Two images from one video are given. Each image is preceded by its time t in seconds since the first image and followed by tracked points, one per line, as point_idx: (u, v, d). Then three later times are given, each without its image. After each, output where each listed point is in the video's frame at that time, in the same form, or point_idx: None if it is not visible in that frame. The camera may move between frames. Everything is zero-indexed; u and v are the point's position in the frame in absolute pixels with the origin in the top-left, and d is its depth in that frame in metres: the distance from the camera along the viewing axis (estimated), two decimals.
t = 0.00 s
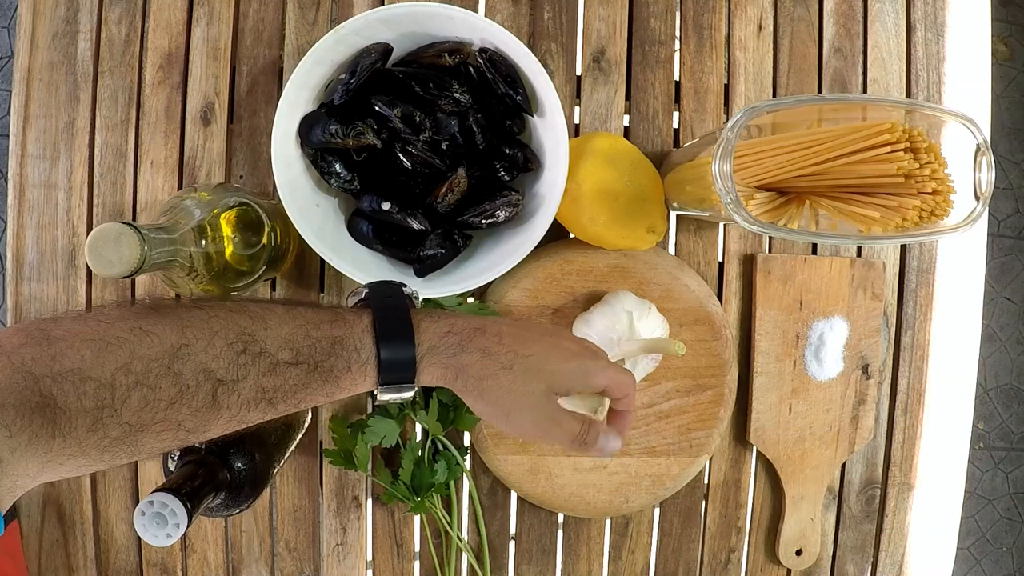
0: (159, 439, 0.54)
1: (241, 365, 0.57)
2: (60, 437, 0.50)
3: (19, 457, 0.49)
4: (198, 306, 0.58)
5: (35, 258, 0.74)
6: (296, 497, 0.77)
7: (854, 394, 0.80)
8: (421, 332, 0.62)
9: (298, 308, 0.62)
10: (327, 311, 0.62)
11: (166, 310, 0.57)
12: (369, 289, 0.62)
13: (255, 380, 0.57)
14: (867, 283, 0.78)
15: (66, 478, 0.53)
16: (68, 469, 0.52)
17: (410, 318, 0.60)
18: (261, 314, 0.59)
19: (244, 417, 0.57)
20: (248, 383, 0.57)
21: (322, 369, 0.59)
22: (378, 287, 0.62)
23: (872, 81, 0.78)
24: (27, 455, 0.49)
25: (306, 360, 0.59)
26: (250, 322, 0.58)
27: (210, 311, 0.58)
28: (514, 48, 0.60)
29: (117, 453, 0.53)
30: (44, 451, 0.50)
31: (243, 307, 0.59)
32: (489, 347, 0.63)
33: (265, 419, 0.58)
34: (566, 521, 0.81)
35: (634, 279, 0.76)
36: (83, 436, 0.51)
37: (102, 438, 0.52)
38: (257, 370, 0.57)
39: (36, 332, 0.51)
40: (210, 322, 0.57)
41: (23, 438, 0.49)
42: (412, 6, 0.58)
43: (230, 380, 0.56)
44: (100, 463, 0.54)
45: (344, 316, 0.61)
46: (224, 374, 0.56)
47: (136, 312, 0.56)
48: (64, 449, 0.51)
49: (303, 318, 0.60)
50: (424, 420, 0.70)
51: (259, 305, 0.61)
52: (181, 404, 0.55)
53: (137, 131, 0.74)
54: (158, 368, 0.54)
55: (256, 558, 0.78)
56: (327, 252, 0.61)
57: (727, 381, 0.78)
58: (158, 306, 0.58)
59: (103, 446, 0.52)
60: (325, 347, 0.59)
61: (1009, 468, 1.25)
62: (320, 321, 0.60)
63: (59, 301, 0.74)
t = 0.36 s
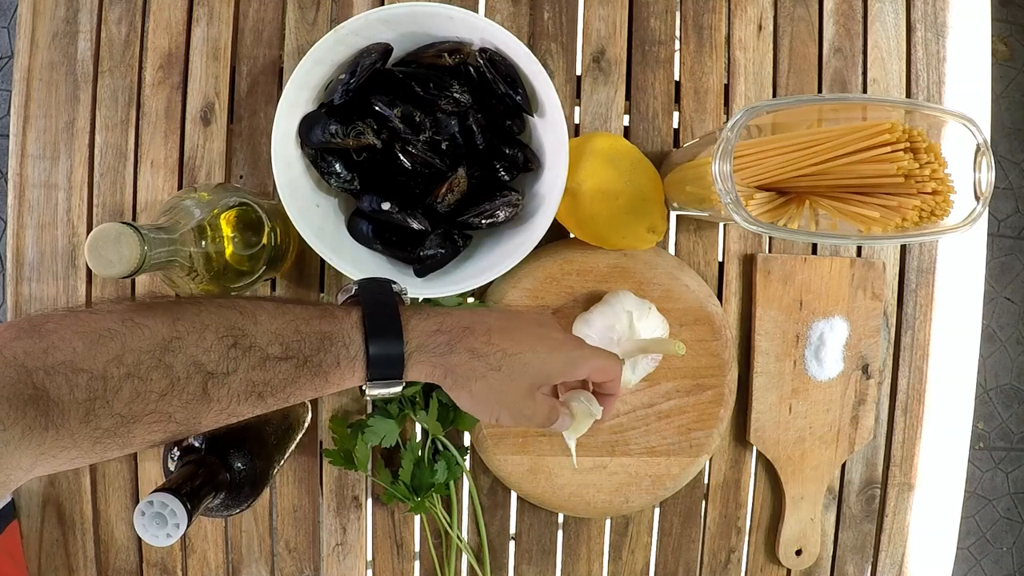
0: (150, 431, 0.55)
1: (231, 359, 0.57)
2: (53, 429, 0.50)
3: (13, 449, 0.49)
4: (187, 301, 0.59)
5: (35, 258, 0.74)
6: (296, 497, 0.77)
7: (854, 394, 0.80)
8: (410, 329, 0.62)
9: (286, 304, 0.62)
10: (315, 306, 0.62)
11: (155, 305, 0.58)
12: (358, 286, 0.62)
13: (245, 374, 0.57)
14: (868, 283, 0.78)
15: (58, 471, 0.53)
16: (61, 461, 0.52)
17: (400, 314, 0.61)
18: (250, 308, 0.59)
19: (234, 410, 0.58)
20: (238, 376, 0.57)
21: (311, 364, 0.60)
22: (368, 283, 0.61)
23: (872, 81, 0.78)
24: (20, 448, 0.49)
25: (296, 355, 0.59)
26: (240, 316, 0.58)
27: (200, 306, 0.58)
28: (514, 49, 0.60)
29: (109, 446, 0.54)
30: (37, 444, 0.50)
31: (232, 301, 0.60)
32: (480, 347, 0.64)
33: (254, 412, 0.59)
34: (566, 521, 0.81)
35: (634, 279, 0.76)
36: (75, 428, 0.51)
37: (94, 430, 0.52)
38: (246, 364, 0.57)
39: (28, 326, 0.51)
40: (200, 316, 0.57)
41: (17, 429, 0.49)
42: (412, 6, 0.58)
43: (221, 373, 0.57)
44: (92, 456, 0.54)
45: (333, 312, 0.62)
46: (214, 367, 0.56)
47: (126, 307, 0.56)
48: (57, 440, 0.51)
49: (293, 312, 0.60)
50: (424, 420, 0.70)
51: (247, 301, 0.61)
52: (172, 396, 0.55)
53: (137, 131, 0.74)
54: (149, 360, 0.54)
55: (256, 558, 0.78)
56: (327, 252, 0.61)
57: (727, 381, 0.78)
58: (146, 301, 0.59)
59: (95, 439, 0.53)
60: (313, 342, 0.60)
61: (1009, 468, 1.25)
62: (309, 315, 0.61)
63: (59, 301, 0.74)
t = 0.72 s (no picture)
0: (143, 429, 0.55)
1: (224, 360, 0.57)
2: (48, 424, 0.50)
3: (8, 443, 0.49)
4: (179, 304, 0.59)
5: (35, 258, 0.74)
6: (296, 497, 0.77)
7: (854, 394, 0.80)
8: (399, 337, 0.63)
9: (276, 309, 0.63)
10: (305, 312, 0.63)
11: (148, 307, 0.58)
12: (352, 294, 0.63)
13: (237, 375, 0.58)
14: (868, 283, 0.78)
15: (49, 469, 0.53)
16: (54, 458, 0.52)
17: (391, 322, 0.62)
18: (243, 311, 0.60)
19: (226, 411, 0.58)
20: (230, 377, 0.58)
21: (302, 367, 0.60)
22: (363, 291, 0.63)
23: (872, 81, 0.78)
24: (16, 442, 0.49)
25: (287, 358, 0.60)
26: (232, 319, 0.59)
27: (195, 308, 0.59)
28: (514, 48, 0.60)
29: (102, 444, 0.54)
30: (33, 438, 0.50)
31: (224, 305, 0.61)
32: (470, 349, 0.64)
33: (245, 415, 0.59)
34: (566, 521, 0.81)
35: (634, 279, 0.76)
36: (69, 423, 0.51)
37: (89, 425, 0.52)
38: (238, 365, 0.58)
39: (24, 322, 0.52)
40: (193, 317, 0.58)
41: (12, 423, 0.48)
42: (412, 6, 0.58)
43: (213, 374, 0.57)
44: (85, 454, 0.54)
45: (323, 318, 0.62)
46: (207, 366, 0.57)
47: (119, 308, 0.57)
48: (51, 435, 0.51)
49: (284, 316, 0.61)
50: (424, 420, 0.70)
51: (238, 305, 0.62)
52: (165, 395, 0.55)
53: (137, 131, 0.74)
54: (142, 358, 0.54)
55: (255, 558, 0.78)
56: (327, 252, 0.61)
57: (727, 381, 0.78)
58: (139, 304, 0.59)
59: (89, 435, 0.53)
60: (305, 346, 0.60)
61: (1009, 468, 1.25)
62: (299, 319, 0.61)
63: (59, 301, 0.74)
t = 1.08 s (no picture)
0: (136, 428, 0.58)
1: (216, 360, 0.60)
2: (45, 422, 0.54)
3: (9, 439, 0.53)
4: (178, 310, 0.62)
5: (35, 257, 0.74)
6: (296, 497, 0.77)
7: (854, 394, 0.80)
8: (387, 342, 0.64)
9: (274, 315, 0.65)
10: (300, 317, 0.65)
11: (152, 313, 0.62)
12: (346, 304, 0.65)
13: (228, 376, 0.60)
14: (867, 283, 0.78)
15: (54, 468, 0.57)
16: (53, 457, 0.56)
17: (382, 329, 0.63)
18: (239, 314, 0.63)
19: (218, 412, 0.60)
20: (222, 378, 0.60)
21: (292, 370, 0.62)
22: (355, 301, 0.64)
23: (872, 81, 0.78)
24: (14, 439, 0.53)
25: (278, 360, 0.62)
26: (226, 322, 0.62)
27: (189, 312, 0.62)
28: (514, 48, 0.60)
29: (98, 444, 0.57)
30: (30, 436, 0.54)
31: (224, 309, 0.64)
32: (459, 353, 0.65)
33: (237, 417, 0.61)
34: (566, 521, 0.81)
35: (634, 279, 0.76)
36: (65, 421, 0.55)
37: (84, 424, 0.56)
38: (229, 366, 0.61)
39: (25, 327, 0.56)
40: (189, 320, 0.61)
41: (9, 419, 0.53)
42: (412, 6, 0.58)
43: (205, 375, 0.60)
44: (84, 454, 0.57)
45: (316, 322, 0.64)
46: (198, 366, 0.60)
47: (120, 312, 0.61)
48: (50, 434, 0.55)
49: (278, 320, 0.64)
50: (425, 420, 0.70)
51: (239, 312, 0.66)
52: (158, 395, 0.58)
53: (137, 131, 0.74)
54: (136, 359, 0.58)
55: (256, 558, 0.78)
56: (327, 252, 0.61)
57: (727, 381, 0.78)
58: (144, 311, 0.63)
59: (84, 435, 0.56)
60: (296, 348, 0.62)
61: (1009, 468, 1.25)
62: (292, 323, 0.64)
63: (59, 301, 0.74)
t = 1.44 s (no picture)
0: (137, 426, 0.59)
1: (214, 358, 0.61)
2: (47, 420, 0.55)
3: (14, 437, 0.54)
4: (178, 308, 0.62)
5: (35, 258, 0.74)
6: (296, 497, 0.77)
7: (854, 394, 0.80)
8: (383, 340, 0.65)
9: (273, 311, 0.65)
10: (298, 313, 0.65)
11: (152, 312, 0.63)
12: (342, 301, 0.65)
13: (227, 374, 0.61)
14: (867, 283, 0.78)
15: (60, 464, 0.59)
16: (56, 455, 0.57)
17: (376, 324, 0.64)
18: (237, 311, 0.63)
19: (217, 409, 0.61)
20: (220, 376, 0.61)
21: (290, 367, 0.62)
22: (351, 297, 0.65)
23: (872, 81, 0.78)
24: (18, 438, 0.54)
25: (276, 357, 0.62)
26: (224, 319, 0.62)
27: (188, 309, 0.62)
28: (513, 48, 0.60)
29: (102, 440, 0.58)
30: (34, 434, 0.55)
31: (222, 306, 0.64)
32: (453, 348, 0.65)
33: (236, 414, 0.61)
34: (566, 521, 0.81)
35: (634, 279, 0.76)
36: (67, 419, 0.56)
37: (86, 422, 0.57)
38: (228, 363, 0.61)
39: (26, 326, 0.57)
40: (187, 317, 0.61)
41: (12, 418, 0.53)
42: (412, 6, 0.58)
43: (204, 373, 0.60)
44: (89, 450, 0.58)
45: (313, 320, 0.64)
46: (196, 364, 0.60)
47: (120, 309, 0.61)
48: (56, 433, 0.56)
49: (275, 317, 0.64)
50: (425, 420, 0.70)
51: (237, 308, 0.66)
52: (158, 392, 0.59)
53: (137, 131, 0.74)
54: (135, 358, 0.58)
55: (256, 558, 0.78)
56: (327, 252, 0.61)
57: (727, 381, 0.78)
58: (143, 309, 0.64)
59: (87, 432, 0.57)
60: (293, 346, 0.62)
61: (1009, 468, 1.25)
62: (289, 318, 0.64)
63: (59, 302, 0.74)
